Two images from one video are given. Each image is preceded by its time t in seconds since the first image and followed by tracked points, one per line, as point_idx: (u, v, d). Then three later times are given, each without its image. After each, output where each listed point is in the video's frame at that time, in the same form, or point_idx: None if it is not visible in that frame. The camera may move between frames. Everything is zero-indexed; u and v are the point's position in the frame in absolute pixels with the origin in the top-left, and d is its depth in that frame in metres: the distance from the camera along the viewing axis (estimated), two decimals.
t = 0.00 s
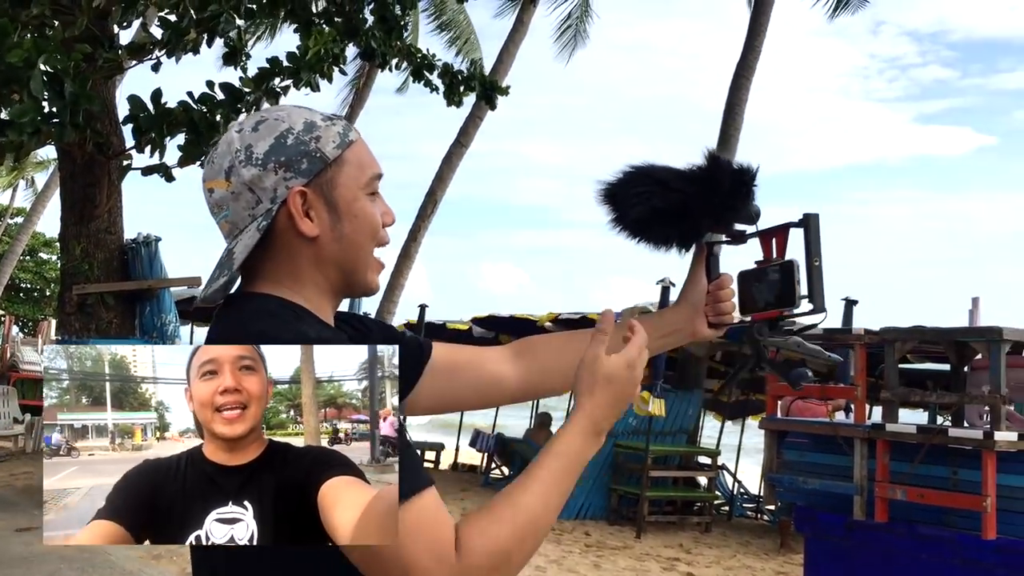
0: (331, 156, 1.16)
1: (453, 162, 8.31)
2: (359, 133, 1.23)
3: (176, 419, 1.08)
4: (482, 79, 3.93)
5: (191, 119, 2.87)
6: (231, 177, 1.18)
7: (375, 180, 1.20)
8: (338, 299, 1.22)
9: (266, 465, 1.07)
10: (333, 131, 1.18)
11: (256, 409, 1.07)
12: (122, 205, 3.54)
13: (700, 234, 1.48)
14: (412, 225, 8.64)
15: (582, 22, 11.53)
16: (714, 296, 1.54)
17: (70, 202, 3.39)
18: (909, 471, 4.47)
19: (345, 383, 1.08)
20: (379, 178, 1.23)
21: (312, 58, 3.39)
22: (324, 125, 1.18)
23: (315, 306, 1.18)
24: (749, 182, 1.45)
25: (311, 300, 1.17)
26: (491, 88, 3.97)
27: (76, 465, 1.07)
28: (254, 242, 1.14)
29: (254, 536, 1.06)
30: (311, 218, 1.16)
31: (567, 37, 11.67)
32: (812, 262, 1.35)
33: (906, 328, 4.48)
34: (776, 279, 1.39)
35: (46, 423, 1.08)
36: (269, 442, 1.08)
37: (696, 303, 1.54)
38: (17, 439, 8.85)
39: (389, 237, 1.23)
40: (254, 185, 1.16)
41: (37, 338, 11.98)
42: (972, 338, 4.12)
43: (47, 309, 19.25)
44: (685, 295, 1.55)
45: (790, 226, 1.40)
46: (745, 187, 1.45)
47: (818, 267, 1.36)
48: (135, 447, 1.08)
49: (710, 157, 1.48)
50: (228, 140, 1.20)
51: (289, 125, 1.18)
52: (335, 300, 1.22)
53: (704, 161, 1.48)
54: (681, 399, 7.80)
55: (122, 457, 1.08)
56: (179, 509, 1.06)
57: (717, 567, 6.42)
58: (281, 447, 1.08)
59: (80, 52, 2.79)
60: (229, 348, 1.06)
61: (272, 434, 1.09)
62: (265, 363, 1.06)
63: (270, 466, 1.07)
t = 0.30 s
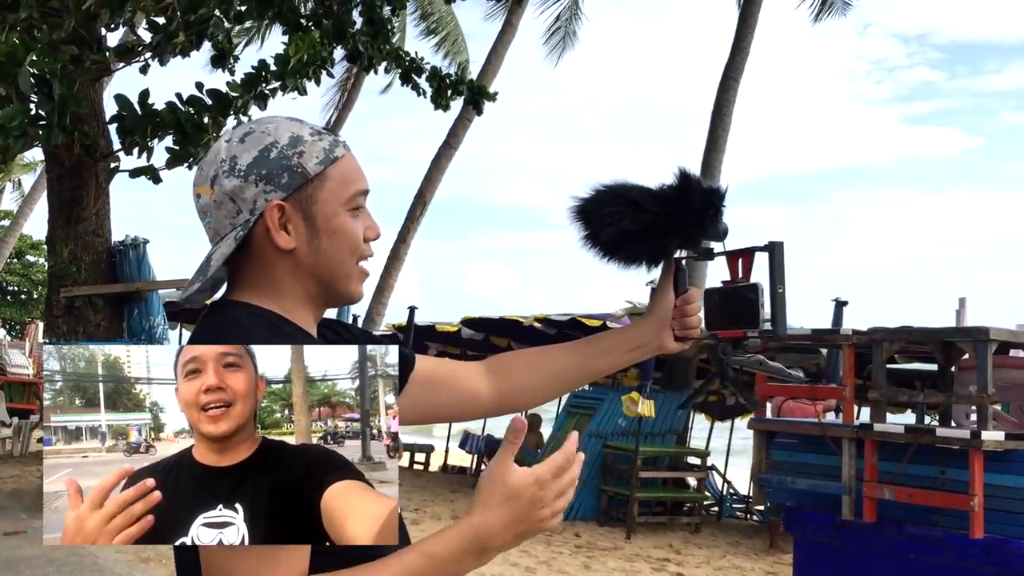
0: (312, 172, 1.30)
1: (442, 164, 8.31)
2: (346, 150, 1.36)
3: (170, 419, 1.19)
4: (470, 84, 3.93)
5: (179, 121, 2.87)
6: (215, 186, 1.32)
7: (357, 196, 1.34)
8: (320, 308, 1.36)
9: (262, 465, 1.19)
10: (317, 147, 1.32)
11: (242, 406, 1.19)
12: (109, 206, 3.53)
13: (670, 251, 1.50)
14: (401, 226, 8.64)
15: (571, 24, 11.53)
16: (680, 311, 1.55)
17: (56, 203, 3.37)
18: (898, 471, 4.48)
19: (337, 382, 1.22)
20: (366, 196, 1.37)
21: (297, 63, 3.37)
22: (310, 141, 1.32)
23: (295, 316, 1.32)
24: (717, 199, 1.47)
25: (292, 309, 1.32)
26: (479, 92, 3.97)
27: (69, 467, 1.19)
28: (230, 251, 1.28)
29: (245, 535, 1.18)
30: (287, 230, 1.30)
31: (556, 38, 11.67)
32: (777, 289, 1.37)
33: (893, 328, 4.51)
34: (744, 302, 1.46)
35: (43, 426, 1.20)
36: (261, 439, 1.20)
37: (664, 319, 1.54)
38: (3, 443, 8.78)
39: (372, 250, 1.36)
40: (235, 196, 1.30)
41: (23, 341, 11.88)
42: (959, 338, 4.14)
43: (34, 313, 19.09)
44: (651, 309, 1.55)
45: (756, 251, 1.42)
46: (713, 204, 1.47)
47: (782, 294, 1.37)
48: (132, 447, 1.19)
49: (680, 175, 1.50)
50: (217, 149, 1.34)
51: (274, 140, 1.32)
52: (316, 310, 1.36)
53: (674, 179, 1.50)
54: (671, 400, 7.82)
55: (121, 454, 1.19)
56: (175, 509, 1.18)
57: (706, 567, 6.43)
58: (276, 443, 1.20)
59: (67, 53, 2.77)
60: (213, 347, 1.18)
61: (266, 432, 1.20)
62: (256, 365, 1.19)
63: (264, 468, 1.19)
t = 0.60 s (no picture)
0: (292, 178, 1.31)
1: (438, 162, 8.30)
2: (335, 157, 1.36)
3: (178, 416, 1.23)
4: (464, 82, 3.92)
5: (173, 119, 2.85)
6: (201, 185, 1.37)
7: (341, 204, 1.34)
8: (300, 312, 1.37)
9: (266, 459, 1.24)
10: (301, 154, 1.33)
11: (240, 399, 1.22)
12: (104, 206, 3.52)
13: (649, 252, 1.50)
14: (397, 225, 8.64)
15: (567, 22, 11.52)
16: (661, 308, 1.51)
17: (51, 203, 3.37)
18: (895, 465, 4.48)
19: (350, 387, 1.22)
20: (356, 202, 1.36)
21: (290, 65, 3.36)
22: (295, 147, 1.33)
23: (275, 318, 1.34)
24: (693, 200, 1.48)
25: (269, 312, 1.33)
26: (472, 90, 3.97)
27: (76, 460, 1.23)
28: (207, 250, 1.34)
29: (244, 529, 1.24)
30: (264, 233, 1.32)
31: (552, 36, 11.67)
32: (749, 290, 1.37)
33: (890, 323, 4.52)
34: (719, 302, 1.43)
35: (50, 418, 1.21)
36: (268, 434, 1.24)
37: (643, 316, 1.51)
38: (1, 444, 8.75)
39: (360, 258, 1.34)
40: (217, 197, 1.34)
41: (19, 341, 11.84)
42: (955, 332, 4.15)
43: (29, 313, 19.06)
44: (633, 307, 1.53)
45: (730, 252, 1.41)
46: (689, 205, 1.48)
47: (755, 295, 1.37)
48: (139, 444, 1.23)
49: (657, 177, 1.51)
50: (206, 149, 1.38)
51: (259, 143, 1.34)
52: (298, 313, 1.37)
53: (650, 183, 1.51)
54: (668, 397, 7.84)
55: (129, 450, 1.23)
56: (179, 499, 1.23)
57: (704, 563, 6.44)
58: (283, 438, 1.24)
59: (61, 53, 2.77)
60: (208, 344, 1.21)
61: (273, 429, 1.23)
62: (263, 361, 1.21)
63: (268, 461, 1.24)
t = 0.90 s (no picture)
0: (284, 184, 1.33)
1: (436, 160, 8.30)
2: (328, 166, 1.38)
3: (172, 412, 1.23)
4: (458, 77, 3.93)
5: (171, 118, 2.86)
6: (194, 187, 1.39)
7: (332, 210, 1.34)
8: (291, 317, 1.37)
9: (265, 460, 1.24)
10: (294, 161, 1.35)
11: (236, 405, 1.22)
12: (102, 205, 3.52)
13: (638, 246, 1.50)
14: (395, 223, 8.64)
15: (567, 19, 11.51)
16: (653, 301, 1.52)
17: (48, 203, 3.36)
18: (893, 461, 4.49)
19: (344, 383, 1.25)
20: (345, 209, 1.37)
21: (289, 62, 3.37)
22: (289, 154, 1.35)
23: (265, 322, 1.34)
24: (683, 192, 1.48)
25: (259, 317, 1.34)
26: (467, 85, 3.98)
27: (71, 456, 1.26)
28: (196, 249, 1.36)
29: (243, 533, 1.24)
30: (254, 237, 1.33)
31: (553, 34, 11.67)
32: (740, 280, 1.37)
33: (889, 319, 4.52)
34: (706, 290, 1.43)
35: (46, 414, 1.25)
36: (274, 434, 1.24)
37: (635, 308, 1.51)
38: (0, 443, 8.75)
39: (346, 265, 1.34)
40: (210, 198, 1.37)
41: (17, 342, 11.81)
42: (953, 328, 4.16)
43: (27, 313, 19.04)
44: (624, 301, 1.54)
45: (720, 242, 1.41)
46: (679, 197, 1.47)
47: (745, 284, 1.37)
48: (133, 440, 1.25)
49: (647, 170, 1.51)
50: (202, 152, 1.40)
51: (253, 149, 1.37)
52: (288, 319, 1.37)
53: (640, 175, 1.51)
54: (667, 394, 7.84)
55: (122, 446, 1.25)
56: (181, 500, 1.24)
57: (703, 560, 6.45)
58: (281, 438, 1.24)
59: (58, 53, 2.76)
60: (205, 347, 1.22)
61: (272, 427, 1.23)
62: (259, 360, 1.22)
63: (268, 462, 1.24)
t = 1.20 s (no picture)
0: (278, 189, 1.33)
1: (437, 160, 8.30)
2: (319, 169, 1.39)
3: (173, 419, 1.22)
4: (457, 73, 3.93)
5: (172, 117, 2.85)
6: (188, 194, 1.38)
7: (325, 214, 1.35)
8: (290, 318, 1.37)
9: (266, 467, 1.23)
10: (287, 165, 1.34)
11: (238, 412, 1.21)
12: (103, 206, 3.53)
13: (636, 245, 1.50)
14: (397, 223, 8.63)
15: (573, 19, 11.51)
16: (652, 303, 1.52)
17: (49, 204, 3.36)
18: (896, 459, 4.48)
19: (342, 386, 1.22)
20: (338, 212, 1.38)
21: (294, 57, 3.36)
22: (282, 157, 1.35)
23: (264, 325, 1.34)
24: (682, 193, 1.47)
25: (258, 320, 1.34)
26: (465, 82, 3.98)
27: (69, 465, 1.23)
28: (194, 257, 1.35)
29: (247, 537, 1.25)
30: (250, 242, 1.33)
31: (559, 33, 11.68)
32: (738, 276, 1.37)
33: (890, 317, 4.51)
34: (703, 290, 1.42)
35: (44, 423, 1.22)
36: (277, 440, 1.23)
37: (635, 309, 1.52)
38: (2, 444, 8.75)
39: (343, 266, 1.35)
40: (205, 205, 1.36)
41: (19, 342, 11.82)
42: (954, 326, 4.15)
43: (29, 314, 19.06)
44: (624, 302, 1.54)
45: (717, 241, 1.41)
46: (678, 199, 1.47)
47: (743, 280, 1.37)
48: (132, 447, 1.23)
49: (648, 171, 1.51)
50: (195, 159, 1.40)
51: (245, 154, 1.36)
52: (286, 322, 1.37)
53: (641, 176, 1.51)
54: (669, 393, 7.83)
55: (121, 454, 1.23)
56: (184, 507, 1.24)
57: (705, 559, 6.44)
58: (283, 444, 1.23)
59: (59, 53, 2.76)
60: (207, 355, 1.21)
61: (275, 433, 1.23)
62: (260, 368, 1.21)
63: (270, 468, 1.23)
